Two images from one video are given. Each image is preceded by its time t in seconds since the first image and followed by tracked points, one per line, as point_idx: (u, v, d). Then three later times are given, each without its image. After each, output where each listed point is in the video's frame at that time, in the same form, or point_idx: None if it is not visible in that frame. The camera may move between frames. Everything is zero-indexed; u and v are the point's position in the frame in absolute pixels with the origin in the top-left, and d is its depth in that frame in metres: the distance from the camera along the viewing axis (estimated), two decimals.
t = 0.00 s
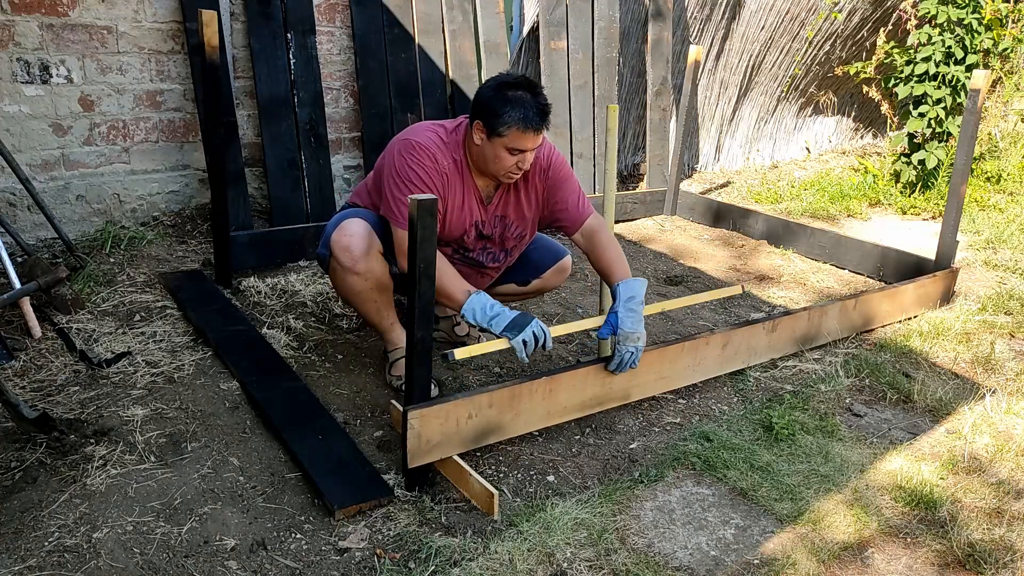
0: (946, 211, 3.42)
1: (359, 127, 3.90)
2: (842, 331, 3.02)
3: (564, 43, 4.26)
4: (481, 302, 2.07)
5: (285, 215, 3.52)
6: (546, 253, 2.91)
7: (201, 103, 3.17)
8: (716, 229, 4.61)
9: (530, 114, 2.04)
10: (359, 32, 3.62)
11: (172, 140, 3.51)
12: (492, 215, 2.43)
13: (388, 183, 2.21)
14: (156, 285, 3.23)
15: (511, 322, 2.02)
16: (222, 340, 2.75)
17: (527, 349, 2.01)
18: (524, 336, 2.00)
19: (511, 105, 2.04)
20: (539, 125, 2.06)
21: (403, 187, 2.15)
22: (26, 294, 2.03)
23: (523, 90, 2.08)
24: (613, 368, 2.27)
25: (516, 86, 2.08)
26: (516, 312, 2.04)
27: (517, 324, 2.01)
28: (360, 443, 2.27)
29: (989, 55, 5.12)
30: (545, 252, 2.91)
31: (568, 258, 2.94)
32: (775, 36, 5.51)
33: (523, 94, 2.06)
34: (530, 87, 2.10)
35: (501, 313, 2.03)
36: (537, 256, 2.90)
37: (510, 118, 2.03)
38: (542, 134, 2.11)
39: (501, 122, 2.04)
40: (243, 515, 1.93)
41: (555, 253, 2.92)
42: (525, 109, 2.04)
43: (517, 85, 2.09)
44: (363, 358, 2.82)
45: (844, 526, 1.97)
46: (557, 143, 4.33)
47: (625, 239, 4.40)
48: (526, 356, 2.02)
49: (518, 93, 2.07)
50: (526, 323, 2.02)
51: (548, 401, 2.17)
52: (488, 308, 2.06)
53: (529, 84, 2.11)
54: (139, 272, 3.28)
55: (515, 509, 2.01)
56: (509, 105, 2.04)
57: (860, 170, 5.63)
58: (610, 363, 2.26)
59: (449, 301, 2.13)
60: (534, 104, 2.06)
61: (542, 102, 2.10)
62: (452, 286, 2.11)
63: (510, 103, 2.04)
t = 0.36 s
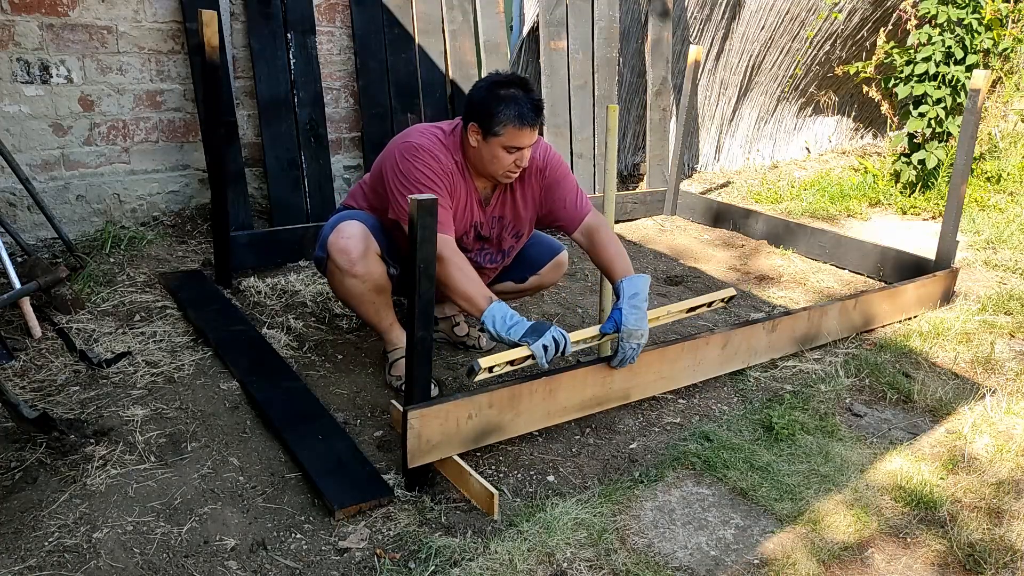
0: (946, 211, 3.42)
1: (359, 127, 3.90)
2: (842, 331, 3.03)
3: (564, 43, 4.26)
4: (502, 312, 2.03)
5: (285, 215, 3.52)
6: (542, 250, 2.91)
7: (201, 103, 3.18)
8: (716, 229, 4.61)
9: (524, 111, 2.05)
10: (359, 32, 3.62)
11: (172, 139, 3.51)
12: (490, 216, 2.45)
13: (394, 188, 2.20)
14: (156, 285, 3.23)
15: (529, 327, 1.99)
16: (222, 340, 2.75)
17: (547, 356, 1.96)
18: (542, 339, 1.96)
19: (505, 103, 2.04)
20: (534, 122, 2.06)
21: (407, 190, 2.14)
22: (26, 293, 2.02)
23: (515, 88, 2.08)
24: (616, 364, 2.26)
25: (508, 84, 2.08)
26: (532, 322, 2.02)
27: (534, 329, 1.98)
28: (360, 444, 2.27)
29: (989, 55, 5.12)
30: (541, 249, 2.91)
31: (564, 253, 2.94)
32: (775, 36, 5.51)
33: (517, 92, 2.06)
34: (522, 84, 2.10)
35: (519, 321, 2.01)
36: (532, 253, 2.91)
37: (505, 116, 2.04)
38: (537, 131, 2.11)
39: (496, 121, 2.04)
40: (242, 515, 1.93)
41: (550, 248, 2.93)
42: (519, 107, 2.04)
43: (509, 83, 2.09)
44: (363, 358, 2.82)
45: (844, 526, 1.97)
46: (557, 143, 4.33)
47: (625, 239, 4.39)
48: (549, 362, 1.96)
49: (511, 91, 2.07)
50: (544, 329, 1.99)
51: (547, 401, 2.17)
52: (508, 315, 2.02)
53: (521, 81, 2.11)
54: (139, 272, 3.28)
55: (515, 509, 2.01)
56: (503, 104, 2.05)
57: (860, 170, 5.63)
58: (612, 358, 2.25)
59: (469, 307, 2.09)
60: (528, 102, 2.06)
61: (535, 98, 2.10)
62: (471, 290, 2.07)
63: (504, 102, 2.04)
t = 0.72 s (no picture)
0: (946, 211, 3.42)
1: (359, 127, 3.90)
2: (842, 331, 3.03)
3: (564, 43, 4.26)
4: (500, 319, 2.03)
5: (285, 215, 3.52)
6: (538, 248, 2.92)
7: (201, 103, 3.18)
8: (716, 228, 4.61)
9: (519, 110, 2.05)
10: (359, 32, 3.62)
11: (172, 139, 3.51)
12: (487, 216, 2.44)
13: (392, 190, 2.19)
14: (156, 285, 3.23)
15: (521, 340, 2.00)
16: (223, 340, 2.75)
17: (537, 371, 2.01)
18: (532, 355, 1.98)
19: (500, 103, 2.04)
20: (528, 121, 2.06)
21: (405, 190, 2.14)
22: (26, 294, 2.02)
23: (509, 88, 2.08)
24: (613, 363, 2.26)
25: (502, 84, 2.09)
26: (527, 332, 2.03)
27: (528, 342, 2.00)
28: (360, 444, 2.27)
29: (989, 55, 5.12)
30: (537, 247, 2.92)
31: (561, 250, 2.93)
32: (775, 36, 5.51)
33: (511, 92, 2.07)
34: (517, 84, 2.11)
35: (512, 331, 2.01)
36: (529, 251, 2.92)
37: (499, 116, 2.04)
38: (532, 130, 2.11)
39: (491, 120, 2.04)
40: (243, 515, 1.93)
41: (546, 246, 2.92)
42: (514, 106, 2.04)
43: (503, 83, 2.09)
44: (363, 358, 2.82)
45: (845, 527, 1.97)
46: (556, 143, 4.33)
47: (625, 239, 4.40)
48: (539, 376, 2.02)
49: (506, 91, 2.07)
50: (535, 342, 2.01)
51: (547, 401, 2.17)
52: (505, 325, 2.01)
53: (515, 81, 2.11)
54: (139, 272, 3.28)
55: (516, 509, 2.01)
56: (497, 104, 2.05)
57: (860, 170, 5.63)
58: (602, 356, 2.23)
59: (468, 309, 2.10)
60: (522, 102, 2.06)
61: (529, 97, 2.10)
62: (468, 296, 2.07)
63: (498, 102, 2.04)
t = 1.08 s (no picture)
0: (946, 211, 3.42)
1: (359, 127, 3.90)
2: (842, 331, 3.03)
3: (564, 43, 4.26)
4: (508, 313, 2.05)
5: (285, 215, 3.52)
6: (538, 248, 2.92)
7: (201, 103, 3.18)
8: (715, 228, 4.61)
9: (519, 108, 2.05)
10: (359, 32, 3.62)
11: (172, 139, 3.51)
12: (486, 213, 2.44)
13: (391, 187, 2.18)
14: (156, 285, 3.23)
15: (529, 341, 2.01)
16: (223, 340, 2.75)
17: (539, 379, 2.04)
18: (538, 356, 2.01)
19: (500, 100, 2.04)
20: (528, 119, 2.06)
21: (405, 187, 2.14)
22: (26, 294, 2.03)
23: (511, 86, 2.08)
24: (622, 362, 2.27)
25: (503, 83, 2.08)
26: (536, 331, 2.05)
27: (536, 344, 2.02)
28: (360, 444, 2.27)
29: (989, 55, 5.11)
30: (537, 248, 2.92)
31: (561, 251, 2.93)
32: (775, 36, 5.51)
33: (512, 90, 2.06)
34: (517, 83, 2.10)
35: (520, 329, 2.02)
36: (529, 251, 2.92)
37: (500, 114, 2.04)
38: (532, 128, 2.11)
39: (491, 118, 2.04)
40: (243, 515, 1.92)
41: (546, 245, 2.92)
42: (515, 105, 2.04)
43: (503, 81, 2.09)
44: (363, 358, 2.82)
45: (845, 527, 1.97)
46: (556, 143, 4.33)
47: (625, 239, 4.40)
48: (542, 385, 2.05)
49: (506, 89, 2.07)
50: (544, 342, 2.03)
51: (547, 401, 2.17)
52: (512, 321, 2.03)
53: (514, 79, 2.11)
54: (139, 272, 3.28)
55: (515, 509, 2.01)
56: (498, 102, 2.05)
57: (860, 170, 5.63)
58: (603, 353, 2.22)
59: (468, 307, 2.10)
60: (522, 100, 2.06)
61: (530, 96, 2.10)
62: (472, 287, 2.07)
63: (499, 100, 2.04)
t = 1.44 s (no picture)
0: (946, 211, 3.43)
1: (359, 127, 3.90)
2: (842, 331, 3.03)
3: (564, 43, 4.26)
4: (509, 312, 2.04)
5: (285, 215, 3.52)
6: (537, 246, 2.92)
7: (201, 103, 3.18)
8: (715, 228, 4.61)
9: (527, 107, 2.06)
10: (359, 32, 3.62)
11: (172, 140, 3.51)
12: (490, 212, 2.44)
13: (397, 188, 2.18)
14: (156, 285, 3.24)
15: (529, 344, 2.01)
16: (223, 340, 2.75)
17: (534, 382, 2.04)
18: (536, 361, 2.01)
19: (507, 99, 2.05)
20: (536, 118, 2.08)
21: (412, 188, 2.13)
22: (26, 294, 2.09)
23: (517, 85, 2.09)
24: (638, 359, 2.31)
25: (509, 82, 2.09)
26: (537, 333, 2.03)
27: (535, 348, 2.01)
28: (360, 444, 2.27)
29: (989, 55, 5.11)
30: (535, 245, 2.92)
31: (560, 248, 2.93)
32: (775, 36, 5.51)
33: (518, 89, 2.08)
34: (520, 85, 2.10)
35: (521, 330, 2.01)
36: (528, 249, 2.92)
37: (508, 113, 2.05)
38: (538, 127, 2.12)
39: (499, 117, 2.05)
40: (243, 515, 1.93)
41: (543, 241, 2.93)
42: (522, 104, 2.05)
43: (509, 80, 2.10)
44: (363, 358, 2.82)
45: (845, 527, 1.97)
46: (556, 143, 4.32)
47: (625, 239, 4.40)
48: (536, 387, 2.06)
49: (513, 87, 2.08)
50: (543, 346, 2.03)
51: (547, 400, 2.17)
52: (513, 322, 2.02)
53: (520, 78, 2.12)
54: (139, 272, 3.28)
55: (516, 509, 2.01)
56: (505, 101, 2.06)
57: (860, 170, 5.63)
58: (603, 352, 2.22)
59: (469, 305, 2.10)
60: (529, 99, 2.08)
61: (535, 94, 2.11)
62: (471, 288, 2.07)
63: (506, 99, 2.05)
